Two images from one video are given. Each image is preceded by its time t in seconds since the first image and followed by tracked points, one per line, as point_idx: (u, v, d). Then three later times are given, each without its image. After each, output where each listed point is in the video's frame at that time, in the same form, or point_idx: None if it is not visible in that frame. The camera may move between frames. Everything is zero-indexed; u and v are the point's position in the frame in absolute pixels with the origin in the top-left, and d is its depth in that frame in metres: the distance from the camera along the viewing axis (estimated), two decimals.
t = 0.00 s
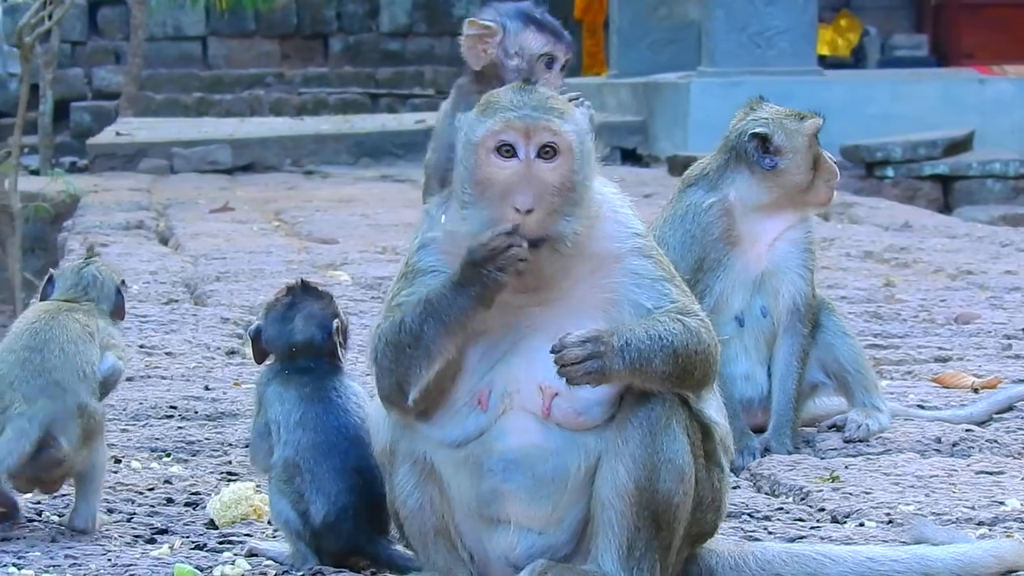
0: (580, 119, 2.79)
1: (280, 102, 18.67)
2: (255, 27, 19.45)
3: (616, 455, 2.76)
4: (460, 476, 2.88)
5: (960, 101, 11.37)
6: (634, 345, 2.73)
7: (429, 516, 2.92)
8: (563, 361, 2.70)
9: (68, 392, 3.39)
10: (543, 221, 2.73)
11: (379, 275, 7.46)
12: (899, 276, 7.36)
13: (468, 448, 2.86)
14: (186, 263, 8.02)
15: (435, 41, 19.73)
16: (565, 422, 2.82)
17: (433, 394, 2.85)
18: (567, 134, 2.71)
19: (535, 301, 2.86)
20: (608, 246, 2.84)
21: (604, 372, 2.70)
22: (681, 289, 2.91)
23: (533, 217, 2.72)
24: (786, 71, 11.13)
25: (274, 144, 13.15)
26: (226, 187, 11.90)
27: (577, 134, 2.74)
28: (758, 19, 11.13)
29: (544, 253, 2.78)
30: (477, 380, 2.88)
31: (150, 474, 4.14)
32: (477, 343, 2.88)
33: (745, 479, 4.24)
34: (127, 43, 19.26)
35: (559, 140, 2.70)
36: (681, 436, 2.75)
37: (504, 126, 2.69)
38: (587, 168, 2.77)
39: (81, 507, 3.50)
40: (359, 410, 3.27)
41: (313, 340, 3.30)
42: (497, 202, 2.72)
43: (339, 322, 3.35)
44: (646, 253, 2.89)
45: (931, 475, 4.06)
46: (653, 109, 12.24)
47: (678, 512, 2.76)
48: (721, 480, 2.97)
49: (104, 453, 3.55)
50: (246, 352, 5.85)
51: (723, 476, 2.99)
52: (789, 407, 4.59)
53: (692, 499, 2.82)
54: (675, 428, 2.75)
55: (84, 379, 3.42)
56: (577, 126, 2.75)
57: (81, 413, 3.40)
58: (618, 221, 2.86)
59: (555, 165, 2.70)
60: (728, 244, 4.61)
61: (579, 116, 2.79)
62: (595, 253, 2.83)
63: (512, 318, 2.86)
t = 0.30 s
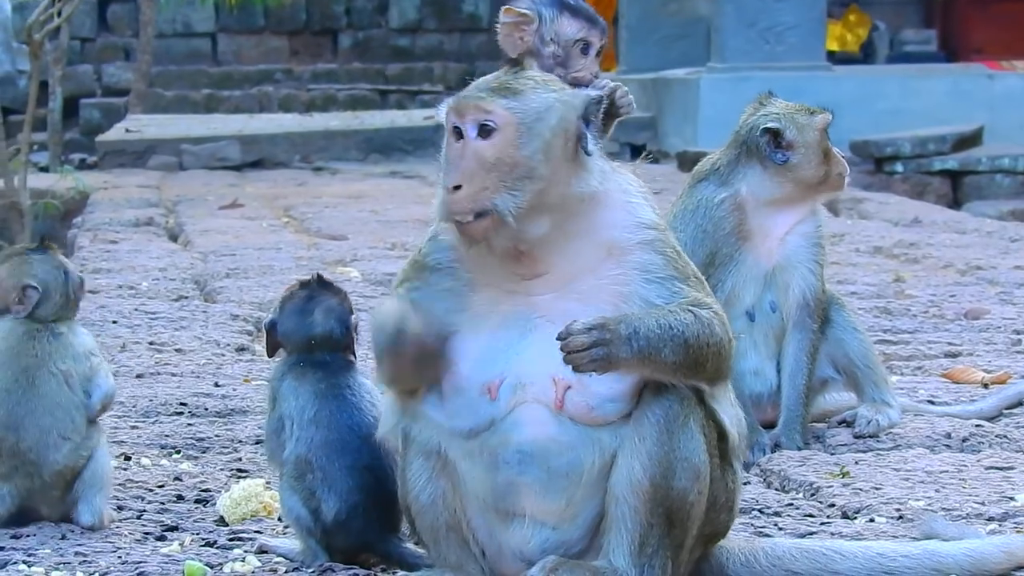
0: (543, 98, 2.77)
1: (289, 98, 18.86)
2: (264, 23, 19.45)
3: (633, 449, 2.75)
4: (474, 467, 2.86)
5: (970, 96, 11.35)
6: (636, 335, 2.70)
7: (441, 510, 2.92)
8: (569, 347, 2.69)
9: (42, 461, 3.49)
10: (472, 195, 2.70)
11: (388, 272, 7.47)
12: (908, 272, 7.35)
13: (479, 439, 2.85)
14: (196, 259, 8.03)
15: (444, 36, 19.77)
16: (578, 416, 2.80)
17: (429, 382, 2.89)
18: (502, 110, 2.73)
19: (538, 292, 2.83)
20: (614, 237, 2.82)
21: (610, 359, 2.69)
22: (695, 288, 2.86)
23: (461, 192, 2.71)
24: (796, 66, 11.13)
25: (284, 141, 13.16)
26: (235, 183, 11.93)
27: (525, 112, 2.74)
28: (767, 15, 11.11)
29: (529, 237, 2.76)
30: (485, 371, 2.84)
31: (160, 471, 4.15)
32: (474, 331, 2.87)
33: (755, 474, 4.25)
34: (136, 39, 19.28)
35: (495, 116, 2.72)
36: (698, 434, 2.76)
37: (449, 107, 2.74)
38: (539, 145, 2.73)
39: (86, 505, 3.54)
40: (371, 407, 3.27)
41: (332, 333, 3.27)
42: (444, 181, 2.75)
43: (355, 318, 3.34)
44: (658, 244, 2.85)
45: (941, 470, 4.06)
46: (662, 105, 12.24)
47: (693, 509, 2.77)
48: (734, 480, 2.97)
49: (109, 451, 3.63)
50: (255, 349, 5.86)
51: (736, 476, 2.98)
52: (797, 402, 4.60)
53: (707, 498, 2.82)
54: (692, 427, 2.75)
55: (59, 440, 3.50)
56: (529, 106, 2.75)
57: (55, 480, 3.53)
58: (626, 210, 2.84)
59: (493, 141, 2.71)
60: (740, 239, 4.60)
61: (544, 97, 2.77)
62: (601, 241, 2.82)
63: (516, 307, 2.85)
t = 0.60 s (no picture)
0: (496, 91, 2.84)
1: (298, 96, 18.59)
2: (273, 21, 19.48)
3: (645, 449, 2.76)
4: (483, 469, 2.84)
5: (978, 94, 11.35)
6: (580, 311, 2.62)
7: (452, 507, 2.91)
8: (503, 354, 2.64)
9: (44, 465, 3.50)
10: (425, 191, 2.77)
11: (397, 270, 7.48)
12: (917, 270, 7.34)
13: (483, 442, 2.82)
14: (205, 258, 8.04)
15: (453, 35, 19.77)
16: (575, 413, 2.80)
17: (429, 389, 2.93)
18: (451, 106, 2.80)
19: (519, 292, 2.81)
20: (586, 225, 2.78)
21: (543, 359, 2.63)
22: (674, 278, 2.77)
23: (419, 189, 2.78)
24: (805, 65, 11.13)
25: (293, 138, 13.18)
26: (244, 181, 11.95)
27: (475, 105, 2.81)
28: (776, 13, 11.10)
29: (494, 231, 2.78)
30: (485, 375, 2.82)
31: (169, 469, 4.16)
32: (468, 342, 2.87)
33: (764, 473, 4.25)
34: (145, 37, 19.32)
35: (445, 112, 2.80)
36: (713, 435, 2.76)
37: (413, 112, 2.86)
38: (489, 136, 2.79)
39: (94, 502, 3.57)
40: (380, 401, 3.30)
41: (344, 332, 3.28)
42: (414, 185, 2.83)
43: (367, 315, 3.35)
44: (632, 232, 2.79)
45: (950, 469, 4.06)
46: (671, 103, 12.24)
47: (707, 510, 2.77)
48: (746, 481, 2.97)
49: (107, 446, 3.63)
50: (264, 347, 5.88)
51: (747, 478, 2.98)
52: (807, 399, 4.60)
53: (721, 498, 2.82)
54: (707, 426, 2.75)
55: (59, 440, 3.50)
56: (480, 100, 2.82)
57: (57, 480, 3.53)
58: (602, 196, 2.81)
59: (446, 136, 2.79)
60: (752, 237, 4.62)
61: (495, 90, 2.84)
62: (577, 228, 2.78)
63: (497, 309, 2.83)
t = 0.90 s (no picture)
0: (452, 94, 2.88)
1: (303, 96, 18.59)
2: (278, 22, 19.51)
3: (641, 449, 2.75)
4: (477, 471, 2.86)
5: (983, 94, 11.35)
6: (476, 277, 2.70)
7: (454, 508, 2.94)
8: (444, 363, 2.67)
9: (51, 466, 3.50)
10: (390, 199, 2.83)
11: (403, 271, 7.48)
12: (922, 271, 7.33)
13: (475, 446, 2.85)
14: (210, 258, 8.04)
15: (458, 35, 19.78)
16: (551, 410, 2.82)
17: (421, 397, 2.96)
18: (409, 113, 2.85)
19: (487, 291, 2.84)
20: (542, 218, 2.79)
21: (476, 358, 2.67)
22: (601, 266, 2.76)
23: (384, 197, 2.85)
24: (810, 65, 11.13)
25: (298, 139, 13.17)
26: (249, 181, 11.96)
27: (431, 111, 2.86)
28: (781, 13, 11.11)
29: (460, 233, 2.86)
30: (470, 377, 2.87)
31: (174, 470, 4.16)
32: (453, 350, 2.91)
33: (769, 473, 4.26)
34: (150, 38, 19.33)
35: (404, 120, 2.84)
36: (711, 433, 2.74)
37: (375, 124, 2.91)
38: (445, 141, 2.83)
39: (100, 503, 3.58)
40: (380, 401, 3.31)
41: (346, 331, 3.27)
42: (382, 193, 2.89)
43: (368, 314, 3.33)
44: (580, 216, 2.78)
45: (955, 469, 4.06)
46: (676, 103, 12.24)
47: (708, 509, 2.76)
48: (748, 476, 2.95)
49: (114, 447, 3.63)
50: (269, 347, 5.88)
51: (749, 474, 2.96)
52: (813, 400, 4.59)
53: (722, 496, 2.81)
54: (705, 424, 2.73)
55: (68, 441, 3.50)
56: (436, 105, 2.87)
57: (64, 482, 3.53)
58: (559, 182, 2.82)
59: (405, 144, 2.84)
60: (762, 236, 4.64)
61: (451, 94, 2.89)
62: (524, 210, 2.80)
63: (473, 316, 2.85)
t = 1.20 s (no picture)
0: (444, 94, 2.91)
1: (307, 98, 18.59)
2: (283, 23, 19.53)
3: (644, 449, 2.74)
4: (480, 471, 2.87)
5: (989, 96, 11.32)
6: (469, 277, 2.71)
7: (458, 508, 2.94)
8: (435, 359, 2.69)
9: (59, 468, 3.50)
10: (385, 200, 2.86)
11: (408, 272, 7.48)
12: (927, 273, 7.33)
13: (478, 446, 2.86)
14: (214, 260, 8.04)
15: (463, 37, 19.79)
16: (550, 408, 2.82)
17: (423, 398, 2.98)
18: (402, 115, 2.88)
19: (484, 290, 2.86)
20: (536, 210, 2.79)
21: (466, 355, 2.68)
22: (598, 260, 2.74)
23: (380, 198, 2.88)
24: (815, 66, 11.13)
25: (302, 140, 13.17)
26: (253, 183, 11.97)
27: (423, 112, 2.89)
28: (785, 15, 11.15)
29: (456, 232, 2.90)
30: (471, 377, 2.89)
31: (179, 471, 4.17)
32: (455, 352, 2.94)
33: (773, 475, 4.25)
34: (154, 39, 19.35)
35: (397, 122, 2.87)
36: (717, 433, 2.72)
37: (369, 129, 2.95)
38: (437, 141, 2.86)
39: (104, 505, 3.58)
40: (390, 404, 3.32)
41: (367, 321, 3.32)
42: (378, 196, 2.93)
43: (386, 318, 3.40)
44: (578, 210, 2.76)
45: (960, 471, 4.06)
46: (681, 104, 12.24)
47: (713, 510, 2.74)
48: (753, 476, 2.94)
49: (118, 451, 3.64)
50: (273, 349, 5.89)
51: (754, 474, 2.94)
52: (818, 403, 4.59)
53: (728, 498, 2.80)
54: (710, 424, 2.72)
55: (76, 444, 3.50)
56: (427, 106, 2.90)
57: (70, 484, 3.54)
58: (556, 176, 2.82)
59: (398, 145, 2.87)
60: (767, 235, 4.65)
61: (443, 94, 2.92)
62: (519, 206, 2.82)
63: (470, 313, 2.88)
